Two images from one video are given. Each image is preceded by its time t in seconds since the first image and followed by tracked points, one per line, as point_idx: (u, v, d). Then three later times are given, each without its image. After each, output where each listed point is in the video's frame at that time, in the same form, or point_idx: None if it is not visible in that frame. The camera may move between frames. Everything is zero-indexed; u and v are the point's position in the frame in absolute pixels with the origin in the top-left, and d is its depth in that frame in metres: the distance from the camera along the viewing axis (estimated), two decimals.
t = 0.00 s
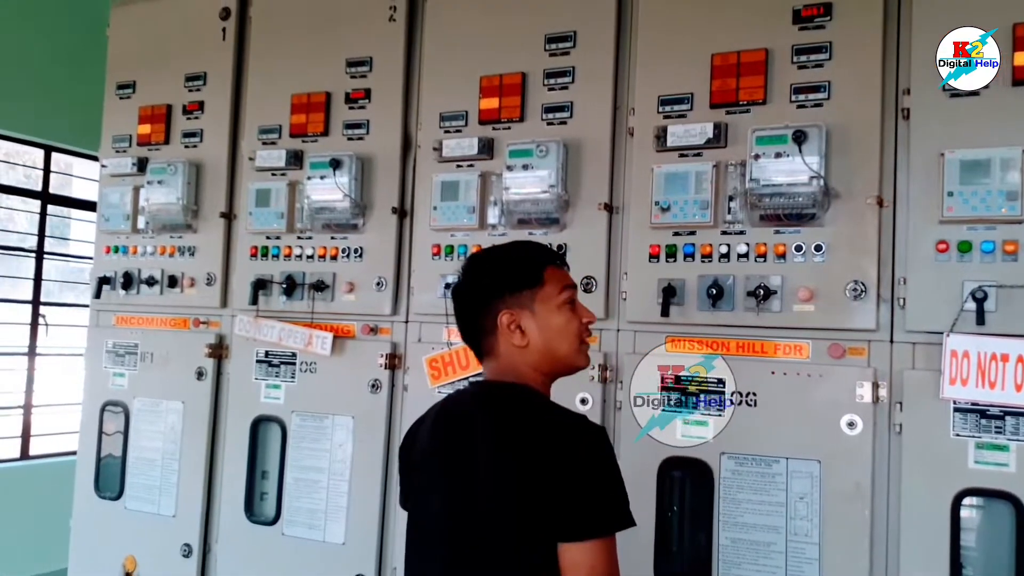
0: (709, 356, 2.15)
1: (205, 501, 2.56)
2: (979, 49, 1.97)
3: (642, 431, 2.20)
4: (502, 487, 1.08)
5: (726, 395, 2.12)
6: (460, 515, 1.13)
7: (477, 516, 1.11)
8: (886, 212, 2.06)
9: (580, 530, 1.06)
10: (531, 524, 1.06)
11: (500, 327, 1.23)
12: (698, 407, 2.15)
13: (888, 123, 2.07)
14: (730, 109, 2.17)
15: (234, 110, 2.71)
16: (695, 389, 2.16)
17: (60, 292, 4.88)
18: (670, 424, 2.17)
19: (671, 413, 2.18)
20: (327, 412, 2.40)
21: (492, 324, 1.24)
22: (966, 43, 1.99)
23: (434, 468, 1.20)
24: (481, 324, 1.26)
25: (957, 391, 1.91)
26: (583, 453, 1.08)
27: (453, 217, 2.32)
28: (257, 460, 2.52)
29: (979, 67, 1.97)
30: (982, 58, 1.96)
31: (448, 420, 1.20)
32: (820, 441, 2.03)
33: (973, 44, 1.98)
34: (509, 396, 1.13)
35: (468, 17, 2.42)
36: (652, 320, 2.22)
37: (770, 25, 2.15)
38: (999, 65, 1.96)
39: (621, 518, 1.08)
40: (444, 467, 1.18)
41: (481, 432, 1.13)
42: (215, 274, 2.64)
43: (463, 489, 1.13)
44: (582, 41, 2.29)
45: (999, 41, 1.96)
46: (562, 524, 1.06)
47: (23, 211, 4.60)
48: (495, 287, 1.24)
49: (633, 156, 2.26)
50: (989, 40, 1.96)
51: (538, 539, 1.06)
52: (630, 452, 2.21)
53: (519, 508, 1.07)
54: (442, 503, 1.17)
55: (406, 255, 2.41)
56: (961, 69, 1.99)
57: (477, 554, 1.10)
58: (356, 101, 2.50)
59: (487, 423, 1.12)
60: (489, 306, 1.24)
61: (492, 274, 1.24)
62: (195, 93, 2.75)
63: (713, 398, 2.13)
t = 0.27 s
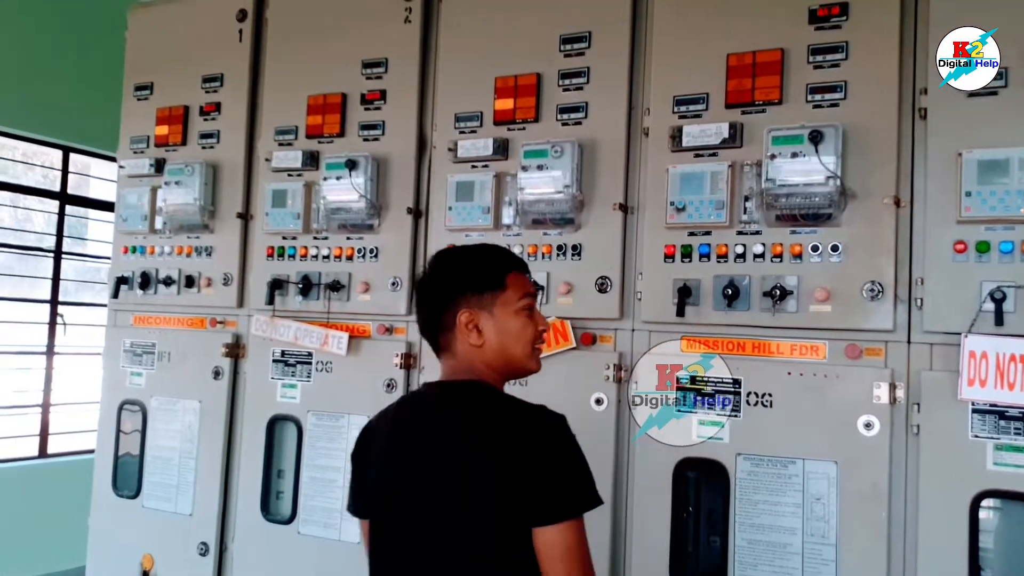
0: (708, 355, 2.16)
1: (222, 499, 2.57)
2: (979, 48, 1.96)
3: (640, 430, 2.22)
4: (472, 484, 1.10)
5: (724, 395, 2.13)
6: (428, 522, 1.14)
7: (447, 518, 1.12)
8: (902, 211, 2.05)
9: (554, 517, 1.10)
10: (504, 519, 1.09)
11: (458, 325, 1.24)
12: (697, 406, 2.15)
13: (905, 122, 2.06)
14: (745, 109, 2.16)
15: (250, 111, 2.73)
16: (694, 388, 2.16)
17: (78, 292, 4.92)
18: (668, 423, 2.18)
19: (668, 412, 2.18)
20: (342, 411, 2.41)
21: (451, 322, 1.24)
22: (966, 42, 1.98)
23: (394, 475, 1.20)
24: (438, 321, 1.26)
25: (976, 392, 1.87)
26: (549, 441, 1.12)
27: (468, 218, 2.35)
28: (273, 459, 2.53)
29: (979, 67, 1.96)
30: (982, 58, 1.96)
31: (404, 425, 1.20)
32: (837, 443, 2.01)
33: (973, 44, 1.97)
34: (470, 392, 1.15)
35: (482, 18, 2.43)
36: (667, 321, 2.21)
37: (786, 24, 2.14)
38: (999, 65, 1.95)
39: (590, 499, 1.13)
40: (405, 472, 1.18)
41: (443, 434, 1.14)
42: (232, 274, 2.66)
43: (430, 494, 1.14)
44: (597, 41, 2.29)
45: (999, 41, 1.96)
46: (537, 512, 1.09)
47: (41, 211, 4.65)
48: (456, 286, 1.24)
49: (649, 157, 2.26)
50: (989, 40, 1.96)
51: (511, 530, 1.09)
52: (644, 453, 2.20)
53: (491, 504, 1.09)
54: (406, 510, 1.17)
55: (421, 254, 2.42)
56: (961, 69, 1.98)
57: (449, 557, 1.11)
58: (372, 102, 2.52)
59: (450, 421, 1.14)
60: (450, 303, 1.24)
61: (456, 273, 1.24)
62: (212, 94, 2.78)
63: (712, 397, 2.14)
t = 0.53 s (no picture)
0: (707, 354, 2.16)
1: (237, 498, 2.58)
2: (979, 49, 1.96)
3: (638, 428, 2.22)
4: (408, 485, 1.13)
5: (723, 393, 2.13)
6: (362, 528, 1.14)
7: (382, 522, 1.13)
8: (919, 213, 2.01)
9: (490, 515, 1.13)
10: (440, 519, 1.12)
11: (403, 327, 1.24)
12: (695, 405, 2.16)
13: (922, 122, 2.03)
14: (761, 109, 2.15)
15: (266, 113, 2.76)
16: (693, 387, 2.17)
17: (95, 292, 4.96)
18: (666, 422, 2.19)
19: (666, 411, 2.19)
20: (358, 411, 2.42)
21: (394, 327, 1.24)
22: (966, 43, 1.98)
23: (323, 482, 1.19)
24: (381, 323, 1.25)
25: (994, 393, 1.85)
26: (483, 438, 1.17)
27: (483, 218, 2.38)
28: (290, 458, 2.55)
29: (979, 67, 1.96)
30: (982, 58, 1.96)
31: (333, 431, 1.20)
32: (855, 444, 1.98)
33: (973, 44, 1.97)
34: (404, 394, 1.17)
35: (496, 20, 2.44)
36: (682, 321, 2.20)
37: (802, 23, 2.13)
38: (999, 65, 1.95)
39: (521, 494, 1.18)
40: (336, 479, 1.18)
41: (376, 438, 1.15)
42: (248, 274, 2.68)
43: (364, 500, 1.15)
44: (612, 41, 2.29)
45: (999, 41, 1.96)
46: (472, 509, 1.12)
47: (58, 211, 4.69)
48: (403, 291, 1.23)
49: (664, 157, 2.25)
50: (989, 40, 1.96)
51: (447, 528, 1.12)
52: (660, 453, 2.18)
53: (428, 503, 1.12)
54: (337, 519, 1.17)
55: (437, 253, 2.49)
56: (961, 69, 1.98)
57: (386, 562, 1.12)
58: (388, 103, 2.54)
59: (383, 425, 1.16)
60: (395, 307, 1.24)
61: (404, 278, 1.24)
62: (229, 95, 2.81)
63: (711, 396, 2.14)
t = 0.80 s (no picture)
0: (704, 354, 2.18)
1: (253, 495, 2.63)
2: (979, 48, 1.95)
3: (637, 428, 2.22)
4: (379, 476, 1.20)
5: (720, 392, 2.14)
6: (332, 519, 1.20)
7: (354, 514, 1.19)
8: (938, 211, 2.00)
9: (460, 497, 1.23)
10: (411, 503, 1.20)
11: (372, 326, 1.28)
12: (693, 404, 2.17)
13: (940, 121, 2.01)
14: (777, 109, 2.13)
15: (282, 114, 2.79)
16: (690, 386, 2.18)
17: (112, 292, 5.00)
18: (665, 421, 2.19)
19: (666, 411, 2.20)
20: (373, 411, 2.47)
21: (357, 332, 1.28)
22: (966, 42, 1.96)
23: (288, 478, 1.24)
24: (343, 329, 1.29)
25: (1013, 394, 1.84)
26: (454, 431, 1.25)
27: (498, 218, 2.39)
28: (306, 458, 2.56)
29: (979, 67, 1.95)
30: (982, 58, 1.95)
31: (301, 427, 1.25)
32: (872, 445, 1.96)
33: (973, 44, 1.96)
34: (374, 389, 1.24)
35: (511, 21, 2.45)
36: (697, 321, 2.19)
37: (818, 22, 2.11)
38: (999, 65, 1.95)
39: (486, 480, 1.28)
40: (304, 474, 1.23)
41: (348, 431, 1.22)
42: (265, 274, 2.70)
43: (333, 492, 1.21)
44: (626, 42, 2.29)
45: (998, 41, 1.95)
46: (443, 495, 1.21)
47: (75, 211, 4.73)
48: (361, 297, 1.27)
49: (679, 157, 2.25)
50: (989, 40, 1.95)
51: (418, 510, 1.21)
52: (675, 453, 2.17)
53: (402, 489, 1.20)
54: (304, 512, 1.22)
55: (451, 252, 2.52)
56: (961, 69, 1.97)
57: (357, 551, 1.19)
58: (403, 104, 2.57)
59: (355, 418, 1.22)
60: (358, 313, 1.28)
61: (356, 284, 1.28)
62: (245, 96, 2.84)
63: (708, 395, 2.15)
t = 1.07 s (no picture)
0: (702, 353, 2.19)
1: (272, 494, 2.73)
2: (979, 48, 1.94)
3: (635, 427, 2.23)
4: (375, 471, 1.30)
5: (718, 392, 2.15)
6: (331, 513, 1.29)
7: (353, 512, 1.30)
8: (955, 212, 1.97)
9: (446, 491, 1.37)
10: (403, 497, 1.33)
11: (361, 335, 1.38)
12: (692, 404, 2.18)
13: (958, 119, 1.98)
14: (793, 108, 2.12)
15: (299, 115, 2.81)
16: (688, 386, 2.19)
17: (130, 291, 5.05)
18: (663, 420, 2.20)
19: (664, 410, 2.21)
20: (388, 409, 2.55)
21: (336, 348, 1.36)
22: (966, 42, 1.95)
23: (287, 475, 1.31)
24: (322, 345, 1.36)
25: None
26: (438, 427, 1.39)
27: (512, 218, 2.40)
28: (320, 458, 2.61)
29: (980, 67, 1.93)
30: (982, 58, 1.94)
31: (298, 427, 1.32)
32: (889, 447, 1.94)
33: (973, 44, 1.94)
34: (367, 393, 1.35)
35: (525, 21, 2.46)
36: (713, 322, 2.18)
37: (834, 20, 2.09)
38: (998, 65, 1.94)
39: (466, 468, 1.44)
40: (302, 472, 1.30)
41: (346, 430, 1.31)
42: (281, 273, 2.73)
43: (333, 488, 1.29)
44: (641, 41, 2.29)
45: (998, 41, 1.94)
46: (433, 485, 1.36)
47: (93, 211, 4.78)
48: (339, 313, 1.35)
49: (694, 157, 2.24)
50: (988, 40, 1.95)
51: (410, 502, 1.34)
52: (691, 453, 2.16)
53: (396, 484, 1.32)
54: (302, 505, 1.30)
55: (465, 253, 2.53)
56: (961, 69, 1.95)
57: (360, 530, 1.30)
58: (418, 104, 2.58)
59: (353, 422, 1.32)
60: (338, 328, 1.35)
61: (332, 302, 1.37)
62: (262, 97, 2.87)
63: (706, 395, 2.16)
